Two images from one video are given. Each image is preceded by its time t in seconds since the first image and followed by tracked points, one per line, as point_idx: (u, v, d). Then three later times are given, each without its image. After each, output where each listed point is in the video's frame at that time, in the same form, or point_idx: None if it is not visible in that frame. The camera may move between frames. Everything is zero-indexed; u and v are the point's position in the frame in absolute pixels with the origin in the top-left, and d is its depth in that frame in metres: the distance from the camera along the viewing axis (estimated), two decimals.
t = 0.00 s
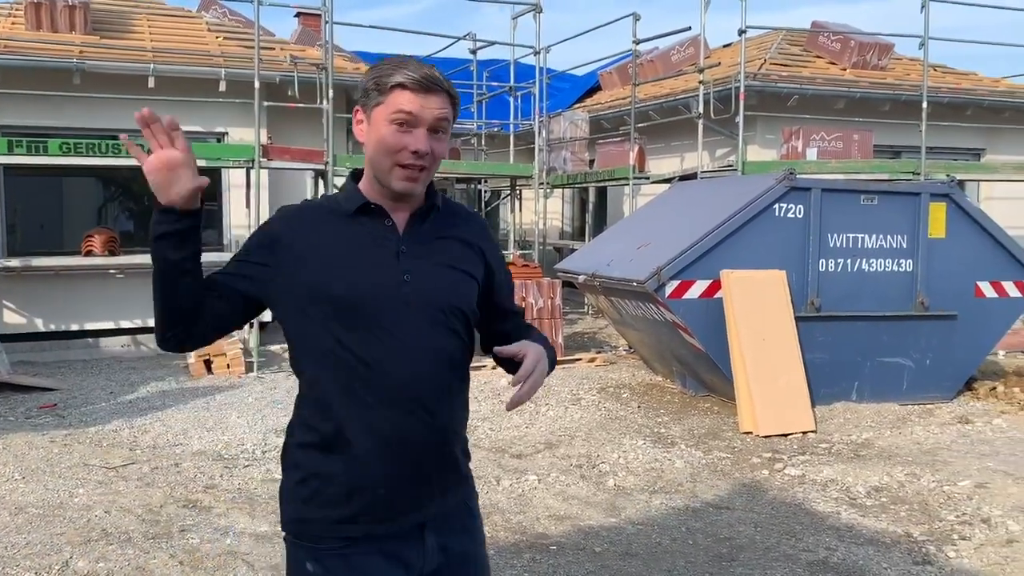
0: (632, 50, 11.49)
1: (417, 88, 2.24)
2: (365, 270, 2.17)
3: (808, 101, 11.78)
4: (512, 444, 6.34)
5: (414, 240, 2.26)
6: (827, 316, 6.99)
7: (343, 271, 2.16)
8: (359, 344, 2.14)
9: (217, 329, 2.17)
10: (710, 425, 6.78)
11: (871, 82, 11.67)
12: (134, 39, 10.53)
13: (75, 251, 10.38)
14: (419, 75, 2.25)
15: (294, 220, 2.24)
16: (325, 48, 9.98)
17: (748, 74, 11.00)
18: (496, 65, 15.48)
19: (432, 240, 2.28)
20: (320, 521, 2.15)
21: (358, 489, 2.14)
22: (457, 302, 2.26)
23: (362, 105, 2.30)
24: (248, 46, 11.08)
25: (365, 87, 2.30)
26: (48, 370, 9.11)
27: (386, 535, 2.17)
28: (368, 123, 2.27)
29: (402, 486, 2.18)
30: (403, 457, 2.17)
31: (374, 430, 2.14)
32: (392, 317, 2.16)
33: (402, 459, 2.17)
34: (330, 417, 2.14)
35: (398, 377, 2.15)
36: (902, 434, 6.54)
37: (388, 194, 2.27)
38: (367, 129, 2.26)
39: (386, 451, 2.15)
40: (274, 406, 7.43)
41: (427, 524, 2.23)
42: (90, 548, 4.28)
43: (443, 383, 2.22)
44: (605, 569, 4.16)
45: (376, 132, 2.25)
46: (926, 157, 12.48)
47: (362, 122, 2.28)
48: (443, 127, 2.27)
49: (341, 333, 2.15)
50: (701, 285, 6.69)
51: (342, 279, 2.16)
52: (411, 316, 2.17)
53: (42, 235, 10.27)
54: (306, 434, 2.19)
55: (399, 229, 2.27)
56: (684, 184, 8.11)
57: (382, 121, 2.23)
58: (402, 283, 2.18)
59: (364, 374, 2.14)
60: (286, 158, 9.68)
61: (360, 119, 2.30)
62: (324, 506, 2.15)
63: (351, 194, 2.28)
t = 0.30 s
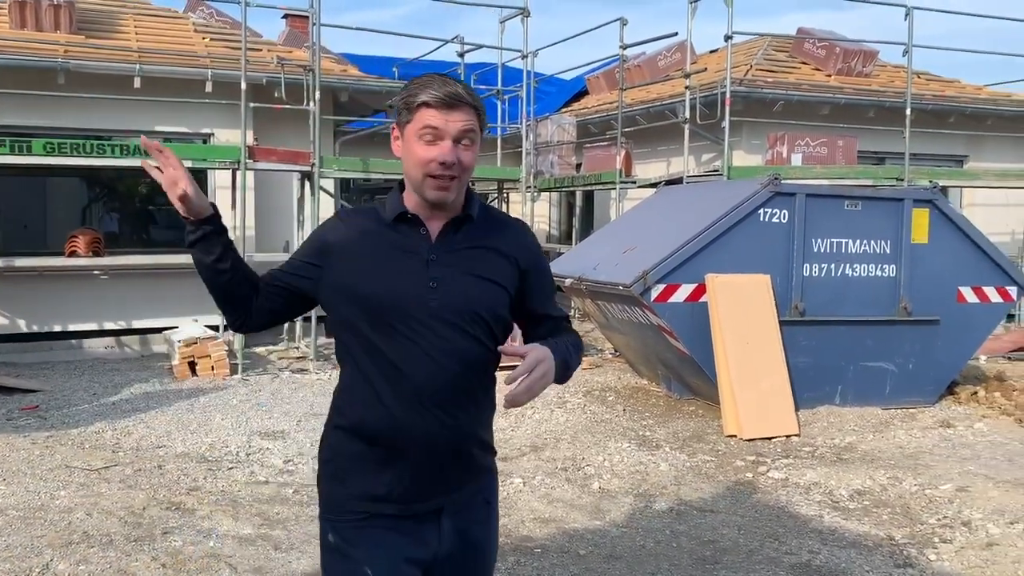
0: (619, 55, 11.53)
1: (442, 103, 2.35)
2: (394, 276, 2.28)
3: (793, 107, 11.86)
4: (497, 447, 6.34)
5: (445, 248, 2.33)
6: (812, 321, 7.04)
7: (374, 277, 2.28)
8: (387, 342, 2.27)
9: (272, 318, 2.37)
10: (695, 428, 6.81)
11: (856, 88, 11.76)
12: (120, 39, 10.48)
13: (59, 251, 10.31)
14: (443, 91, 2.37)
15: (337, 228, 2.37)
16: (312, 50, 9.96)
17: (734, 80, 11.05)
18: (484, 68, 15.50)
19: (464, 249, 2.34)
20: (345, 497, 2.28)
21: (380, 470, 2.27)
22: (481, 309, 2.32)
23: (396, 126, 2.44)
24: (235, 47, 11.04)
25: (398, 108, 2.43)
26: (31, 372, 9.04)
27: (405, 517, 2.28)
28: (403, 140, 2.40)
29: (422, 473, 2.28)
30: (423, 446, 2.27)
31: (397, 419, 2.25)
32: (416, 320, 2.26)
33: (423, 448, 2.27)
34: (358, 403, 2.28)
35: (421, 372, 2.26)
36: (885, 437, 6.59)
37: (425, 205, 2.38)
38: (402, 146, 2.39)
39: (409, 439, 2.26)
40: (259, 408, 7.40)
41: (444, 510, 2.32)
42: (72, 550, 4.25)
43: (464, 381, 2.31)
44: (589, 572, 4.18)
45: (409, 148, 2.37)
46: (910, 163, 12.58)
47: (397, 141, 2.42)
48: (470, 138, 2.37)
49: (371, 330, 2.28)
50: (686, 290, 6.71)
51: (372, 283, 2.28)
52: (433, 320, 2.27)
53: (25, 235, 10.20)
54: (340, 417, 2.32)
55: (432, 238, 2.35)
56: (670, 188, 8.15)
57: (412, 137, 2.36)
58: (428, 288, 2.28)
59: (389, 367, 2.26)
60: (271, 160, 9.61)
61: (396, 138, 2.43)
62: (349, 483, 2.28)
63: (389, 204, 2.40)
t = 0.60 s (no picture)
0: (607, 57, 11.55)
1: (455, 103, 2.38)
2: (411, 275, 2.28)
3: (780, 110, 11.92)
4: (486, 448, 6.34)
5: (459, 248, 2.34)
6: (799, 322, 7.07)
7: (391, 276, 2.28)
8: (401, 336, 2.27)
9: (290, 324, 2.35)
10: (683, 429, 6.82)
11: (842, 91, 11.82)
12: (107, 40, 10.43)
13: (44, 253, 10.24)
14: (457, 93, 2.39)
15: (352, 229, 2.36)
16: (300, 51, 9.93)
17: (721, 82, 11.09)
18: (472, 69, 15.49)
19: (477, 249, 2.37)
20: (353, 484, 2.27)
21: (391, 457, 2.26)
22: (492, 308, 2.35)
23: (412, 128, 2.46)
24: (221, 47, 10.99)
25: (412, 112, 2.46)
26: (15, 374, 8.97)
27: (413, 504, 2.27)
28: (417, 142, 2.42)
29: (431, 462, 2.28)
30: (434, 436, 2.28)
31: (410, 408, 2.26)
32: (431, 316, 2.27)
33: (434, 437, 2.27)
34: (370, 393, 2.28)
35: (435, 364, 2.27)
36: (871, 438, 6.63)
37: (439, 204, 2.39)
38: (417, 147, 2.41)
39: (420, 428, 2.27)
40: (246, 411, 7.37)
41: (451, 500, 2.32)
42: (58, 554, 4.22)
43: (474, 374, 2.33)
44: (578, 573, 4.18)
45: (423, 148, 2.40)
46: (896, 165, 12.66)
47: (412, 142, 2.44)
48: (482, 137, 2.39)
49: (384, 324, 2.28)
50: (675, 290, 6.74)
51: (389, 280, 2.28)
52: (447, 315, 2.28)
53: (10, 236, 10.13)
54: (350, 407, 2.32)
55: (446, 237, 2.35)
56: (658, 190, 8.17)
57: (428, 137, 2.38)
58: (443, 286, 2.29)
59: (403, 358, 2.26)
60: (258, 161, 9.52)
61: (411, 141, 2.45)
62: (359, 470, 2.27)
63: (402, 203, 2.41)
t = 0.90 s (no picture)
0: (599, 57, 11.56)
1: (449, 108, 2.36)
2: (415, 274, 2.28)
3: (772, 109, 11.95)
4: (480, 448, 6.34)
5: (461, 248, 2.35)
6: (792, 320, 7.08)
7: (396, 275, 2.28)
8: (405, 333, 2.27)
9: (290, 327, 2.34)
10: (677, 428, 6.83)
11: (834, 90, 11.86)
12: (98, 41, 10.40)
13: (35, 254, 10.20)
14: (451, 97, 2.37)
15: (352, 233, 2.35)
16: (293, 51, 9.92)
17: (714, 81, 11.12)
18: (464, 69, 15.48)
19: (479, 248, 2.37)
20: (360, 480, 2.28)
21: (397, 455, 2.27)
22: (494, 305, 2.36)
23: (407, 132, 2.44)
24: (213, 48, 10.96)
25: (407, 116, 2.44)
26: (7, 376, 8.93)
27: (420, 501, 2.28)
28: (413, 146, 2.41)
29: (437, 458, 2.28)
30: (439, 432, 2.28)
31: (414, 405, 2.26)
32: (435, 313, 2.27)
33: (439, 433, 2.28)
34: (375, 390, 2.28)
35: (439, 360, 2.27)
36: (865, 436, 6.65)
37: (436, 207, 2.40)
38: (411, 151, 2.40)
39: (425, 425, 2.27)
40: (240, 412, 7.35)
41: (458, 494, 2.32)
42: (52, 557, 4.21)
43: (478, 370, 2.32)
44: (573, 572, 4.19)
45: (419, 153, 2.38)
46: (888, 164, 12.71)
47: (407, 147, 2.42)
48: (477, 142, 2.37)
49: (387, 322, 2.28)
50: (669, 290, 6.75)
51: (392, 280, 2.27)
52: (451, 312, 2.28)
53: (1, 238, 10.10)
54: (356, 405, 2.32)
55: (447, 237, 2.35)
56: (652, 188, 8.17)
57: (422, 142, 2.36)
58: (449, 284, 2.30)
59: (408, 355, 2.26)
60: (250, 162, 9.50)
61: (406, 145, 2.44)
62: (365, 467, 2.28)
63: (400, 206, 2.41)
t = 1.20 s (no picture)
0: (598, 56, 11.56)
1: (442, 110, 2.35)
2: (416, 275, 2.28)
3: (770, 108, 11.96)
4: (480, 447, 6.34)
5: (461, 249, 2.35)
6: (791, 319, 7.09)
7: (400, 276, 2.28)
8: (408, 333, 2.27)
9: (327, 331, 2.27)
10: (676, 427, 6.84)
11: (832, 89, 11.87)
12: (97, 40, 10.40)
13: (34, 254, 10.20)
14: (445, 99, 2.36)
15: (356, 237, 2.33)
16: (291, 52, 9.92)
17: (712, 81, 11.12)
18: (463, 69, 15.48)
19: (479, 249, 2.38)
20: (363, 478, 2.28)
21: (401, 453, 2.27)
22: (497, 304, 2.36)
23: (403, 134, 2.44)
24: (212, 48, 10.96)
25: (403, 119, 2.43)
26: (6, 377, 8.92)
27: (423, 499, 2.28)
28: (408, 149, 2.41)
29: (442, 457, 2.29)
30: (443, 431, 2.28)
31: (418, 404, 2.27)
32: (437, 314, 2.28)
33: (441, 432, 2.28)
34: (379, 390, 2.29)
35: (443, 360, 2.28)
36: (864, 434, 6.66)
37: (432, 210, 2.39)
38: (407, 154, 2.40)
39: (428, 424, 2.27)
40: (239, 412, 7.35)
41: (461, 492, 2.32)
42: (52, 556, 4.21)
43: (480, 369, 2.33)
44: (572, 571, 4.20)
45: (413, 156, 2.38)
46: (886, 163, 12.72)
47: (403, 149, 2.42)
48: (471, 143, 2.36)
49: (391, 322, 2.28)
50: (667, 290, 6.76)
51: (395, 281, 2.28)
52: (452, 311, 2.29)
53: (0, 238, 10.10)
54: (360, 404, 2.33)
55: (447, 239, 2.35)
56: (650, 188, 8.18)
57: (417, 145, 2.36)
58: (449, 285, 2.30)
59: (411, 355, 2.27)
60: (249, 162, 9.49)
61: (402, 147, 2.44)
62: (368, 464, 2.29)
63: (397, 209, 2.41)
